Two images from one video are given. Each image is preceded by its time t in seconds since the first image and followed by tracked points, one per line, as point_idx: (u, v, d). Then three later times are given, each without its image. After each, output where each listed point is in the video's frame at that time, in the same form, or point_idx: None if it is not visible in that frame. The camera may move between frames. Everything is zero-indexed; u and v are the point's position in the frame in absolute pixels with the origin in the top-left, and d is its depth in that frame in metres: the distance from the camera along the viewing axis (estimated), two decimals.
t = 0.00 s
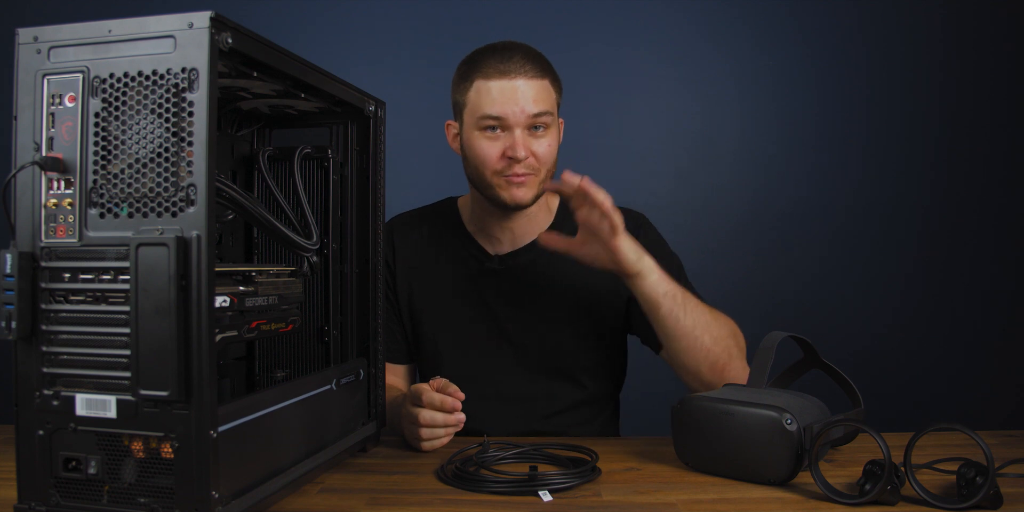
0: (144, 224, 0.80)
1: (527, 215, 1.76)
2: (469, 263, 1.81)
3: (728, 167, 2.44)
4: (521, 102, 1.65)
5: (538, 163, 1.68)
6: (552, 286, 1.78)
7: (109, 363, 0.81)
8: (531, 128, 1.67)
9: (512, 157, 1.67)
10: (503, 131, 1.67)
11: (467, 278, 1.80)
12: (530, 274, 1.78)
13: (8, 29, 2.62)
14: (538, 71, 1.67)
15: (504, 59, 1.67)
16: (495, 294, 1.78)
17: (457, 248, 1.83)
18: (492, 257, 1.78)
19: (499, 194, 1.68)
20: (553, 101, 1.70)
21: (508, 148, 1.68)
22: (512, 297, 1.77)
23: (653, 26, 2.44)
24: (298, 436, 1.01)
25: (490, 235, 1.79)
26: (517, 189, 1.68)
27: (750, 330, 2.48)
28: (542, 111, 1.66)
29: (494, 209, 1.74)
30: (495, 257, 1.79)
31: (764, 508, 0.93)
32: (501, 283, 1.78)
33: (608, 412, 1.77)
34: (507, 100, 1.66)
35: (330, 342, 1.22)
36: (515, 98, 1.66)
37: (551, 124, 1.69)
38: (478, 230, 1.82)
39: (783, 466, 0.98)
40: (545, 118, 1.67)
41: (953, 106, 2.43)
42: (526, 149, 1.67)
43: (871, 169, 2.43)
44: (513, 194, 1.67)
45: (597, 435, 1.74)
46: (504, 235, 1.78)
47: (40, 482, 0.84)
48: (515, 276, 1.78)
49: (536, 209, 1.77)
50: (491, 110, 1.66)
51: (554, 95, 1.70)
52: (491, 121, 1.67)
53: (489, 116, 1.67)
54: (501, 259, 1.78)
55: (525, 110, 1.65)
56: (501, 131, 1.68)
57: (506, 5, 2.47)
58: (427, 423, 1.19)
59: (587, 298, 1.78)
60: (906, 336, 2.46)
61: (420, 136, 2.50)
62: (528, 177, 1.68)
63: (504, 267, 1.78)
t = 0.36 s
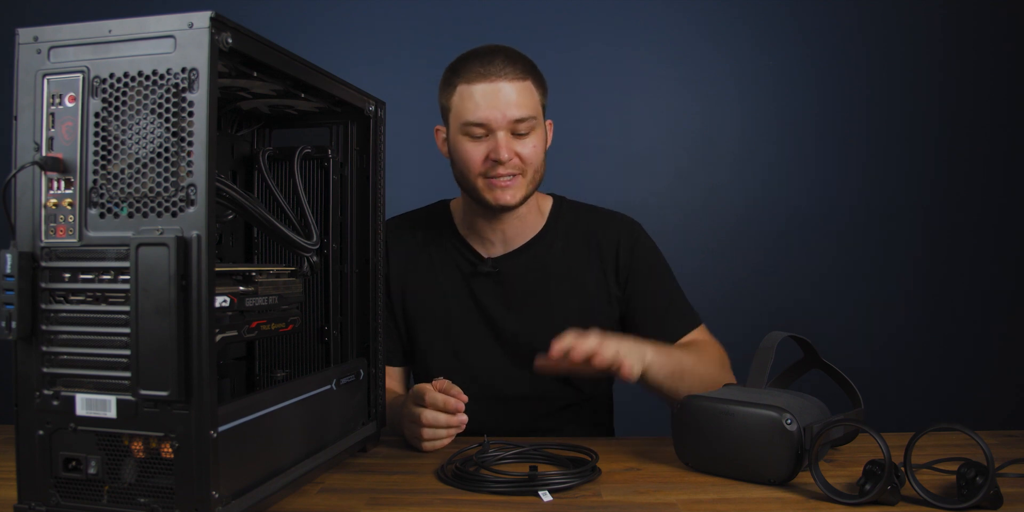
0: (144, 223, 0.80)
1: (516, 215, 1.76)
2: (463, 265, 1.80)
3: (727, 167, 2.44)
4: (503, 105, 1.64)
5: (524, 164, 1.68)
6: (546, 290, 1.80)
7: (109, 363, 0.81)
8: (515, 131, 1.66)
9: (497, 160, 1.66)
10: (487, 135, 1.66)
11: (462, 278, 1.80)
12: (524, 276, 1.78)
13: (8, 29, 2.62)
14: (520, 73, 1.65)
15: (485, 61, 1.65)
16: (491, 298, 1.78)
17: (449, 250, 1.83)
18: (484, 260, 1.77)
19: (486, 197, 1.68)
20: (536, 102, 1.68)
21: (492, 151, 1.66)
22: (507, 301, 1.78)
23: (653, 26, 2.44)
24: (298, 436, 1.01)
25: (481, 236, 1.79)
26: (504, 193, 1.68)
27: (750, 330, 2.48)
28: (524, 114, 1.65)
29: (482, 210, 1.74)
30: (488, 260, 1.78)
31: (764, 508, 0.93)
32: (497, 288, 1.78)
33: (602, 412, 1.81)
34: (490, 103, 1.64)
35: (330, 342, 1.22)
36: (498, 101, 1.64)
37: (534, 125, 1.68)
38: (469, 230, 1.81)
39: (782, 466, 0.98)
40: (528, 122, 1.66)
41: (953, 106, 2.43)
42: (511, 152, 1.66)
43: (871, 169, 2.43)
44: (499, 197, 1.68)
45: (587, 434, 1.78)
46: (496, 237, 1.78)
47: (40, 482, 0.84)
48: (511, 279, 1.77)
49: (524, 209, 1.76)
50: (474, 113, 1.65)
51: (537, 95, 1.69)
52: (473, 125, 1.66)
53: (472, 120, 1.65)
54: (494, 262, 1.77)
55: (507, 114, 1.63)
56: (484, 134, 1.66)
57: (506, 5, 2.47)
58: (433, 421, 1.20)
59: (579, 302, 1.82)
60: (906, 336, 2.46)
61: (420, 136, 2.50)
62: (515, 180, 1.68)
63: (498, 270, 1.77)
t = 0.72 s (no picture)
0: (144, 224, 0.80)
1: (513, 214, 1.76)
2: (462, 263, 1.82)
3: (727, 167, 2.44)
4: (498, 101, 1.67)
5: (517, 160, 1.68)
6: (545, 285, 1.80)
7: (109, 363, 0.81)
8: (509, 126, 1.68)
9: (491, 155, 1.67)
10: (482, 130, 1.68)
11: (461, 276, 1.82)
12: (521, 271, 1.79)
13: (8, 29, 2.62)
14: (515, 70, 1.69)
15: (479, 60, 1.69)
16: (490, 295, 1.80)
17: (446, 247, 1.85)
18: (482, 257, 1.80)
19: (480, 193, 1.68)
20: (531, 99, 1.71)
21: (487, 146, 1.68)
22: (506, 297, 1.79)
23: (654, 26, 2.44)
24: (298, 436, 1.01)
25: (479, 234, 1.80)
26: (498, 188, 1.68)
27: (750, 330, 2.48)
28: (518, 109, 1.67)
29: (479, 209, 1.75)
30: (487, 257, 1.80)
31: (764, 508, 0.93)
32: (495, 284, 1.79)
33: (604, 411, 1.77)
34: (486, 100, 1.68)
35: (330, 342, 1.22)
36: (493, 97, 1.68)
37: (529, 122, 1.69)
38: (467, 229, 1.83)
39: (782, 466, 0.98)
40: (522, 116, 1.67)
41: (953, 106, 2.43)
42: (505, 147, 1.67)
43: (871, 169, 2.43)
44: (493, 193, 1.68)
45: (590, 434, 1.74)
46: (493, 236, 1.79)
47: (40, 482, 0.84)
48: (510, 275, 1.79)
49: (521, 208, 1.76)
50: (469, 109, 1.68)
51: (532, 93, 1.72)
52: (469, 121, 1.69)
53: (467, 116, 1.68)
54: (492, 259, 1.79)
55: (501, 108, 1.66)
56: (480, 130, 1.69)
57: (506, 5, 2.47)
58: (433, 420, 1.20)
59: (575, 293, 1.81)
60: (906, 336, 2.46)
61: (420, 135, 2.50)
62: (509, 176, 1.68)
63: (496, 266, 1.79)
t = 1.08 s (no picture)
0: (144, 224, 0.80)
1: (510, 221, 1.76)
2: (457, 267, 1.82)
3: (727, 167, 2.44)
4: (492, 108, 1.63)
5: (513, 170, 1.67)
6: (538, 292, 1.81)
7: (109, 363, 0.81)
8: (504, 134, 1.65)
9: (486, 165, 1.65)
10: (476, 138, 1.64)
11: (456, 281, 1.82)
12: (518, 275, 1.80)
13: (8, 29, 2.62)
14: (509, 75, 1.65)
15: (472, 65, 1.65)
16: (484, 300, 1.80)
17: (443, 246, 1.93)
18: (478, 262, 1.79)
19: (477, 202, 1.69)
20: (525, 104, 1.67)
21: (481, 155, 1.65)
22: (500, 302, 1.80)
23: (654, 26, 2.44)
24: (297, 436, 1.01)
25: (476, 240, 1.80)
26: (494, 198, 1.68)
27: (750, 330, 2.48)
28: (513, 117, 1.64)
29: (475, 215, 1.75)
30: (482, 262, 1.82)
31: (764, 508, 0.93)
32: (490, 288, 1.80)
33: (601, 411, 1.80)
34: (478, 105, 1.63)
35: (330, 342, 1.22)
36: (486, 104, 1.63)
37: (523, 128, 1.67)
38: (463, 234, 1.82)
39: (782, 466, 0.98)
40: (517, 124, 1.65)
41: (953, 106, 2.43)
42: (498, 156, 1.65)
43: (871, 169, 2.43)
44: (490, 202, 1.68)
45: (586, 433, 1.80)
46: (490, 241, 1.79)
47: (39, 482, 0.84)
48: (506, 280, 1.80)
49: (518, 214, 1.76)
50: (463, 116, 1.63)
51: (525, 97, 1.67)
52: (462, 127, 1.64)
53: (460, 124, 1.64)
54: (489, 264, 1.79)
55: (496, 117, 1.62)
56: (473, 137, 1.65)
57: (506, 5, 2.47)
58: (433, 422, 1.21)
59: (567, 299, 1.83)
60: (906, 336, 2.46)
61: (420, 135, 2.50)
62: (504, 185, 1.68)
63: (492, 272, 1.79)
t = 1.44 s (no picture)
0: (144, 224, 0.80)
1: (513, 225, 1.76)
2: (457, 273, 1.82)
3: (727, 167, 2.44)
4: (503, 107, 1.64)
5: (521, 171, 1.67)
6: (539, 298, 1.81)
7: (109, 363, 0.81)
8: (514, 135, 1.66)
9: (495, 165, 1.66)
10: (485, 138, 1.66)
11: (456, 285, 1.82)
12: (519, 282, 1.80)
13: (8, 29, 2.61)
14: (521, 75, 1.66)
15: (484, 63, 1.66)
16: (484, 307, 1.80)
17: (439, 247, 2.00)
18: (479, 269, 1.80)
19: (482, 202, 1.68)
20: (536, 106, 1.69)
21: (490, 155, 1.67)
22: (501, 307, 1.80)
23: (654, 26, 2.44)
24: (298, 436, 1.01)
25: (478, 246, 1.80)
26: (501, 199, 1.67)
27: (750, 330, 2.48)
28: (524, 118, 1.65)
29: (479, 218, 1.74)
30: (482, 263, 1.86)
31: (764, 508, 0.93)
32: (491, 294, 1.80)
33: (601, 412, 1.81)
34: (488, 104, 1.64)
35: (330, 342, 1.22)
36: (497, 103, 1.64)
37: (534, 130, 1.68)
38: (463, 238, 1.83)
39: (782, 466, 0.98)
40: (527, 125, 1.66)
41: (953, 106, 2.43)
42: (508, 157, 1.66)
43: (871, 169, 2.43)
44: (496, 203, 1.67)
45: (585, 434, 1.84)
46: (492, 246, 1.79)
47: (39, 483, 0.84)
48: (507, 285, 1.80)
49: (521, 218, 1.76)
50: (473, 115, 1.65)
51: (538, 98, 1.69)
52: (471, 127, 1.66)
53: (471, 123, 1.65)
54: (489, 271, 1.79)
55: (507, 116, 1.64)
56: (483, 137, 1.67)
57: (506, 5, 2.47)
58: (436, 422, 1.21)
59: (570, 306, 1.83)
60: (906, 336, 2.46)
61: (420, 135, 2.50)
62: (512, 185, 1.67)
63: (493, 279, 1.79)
